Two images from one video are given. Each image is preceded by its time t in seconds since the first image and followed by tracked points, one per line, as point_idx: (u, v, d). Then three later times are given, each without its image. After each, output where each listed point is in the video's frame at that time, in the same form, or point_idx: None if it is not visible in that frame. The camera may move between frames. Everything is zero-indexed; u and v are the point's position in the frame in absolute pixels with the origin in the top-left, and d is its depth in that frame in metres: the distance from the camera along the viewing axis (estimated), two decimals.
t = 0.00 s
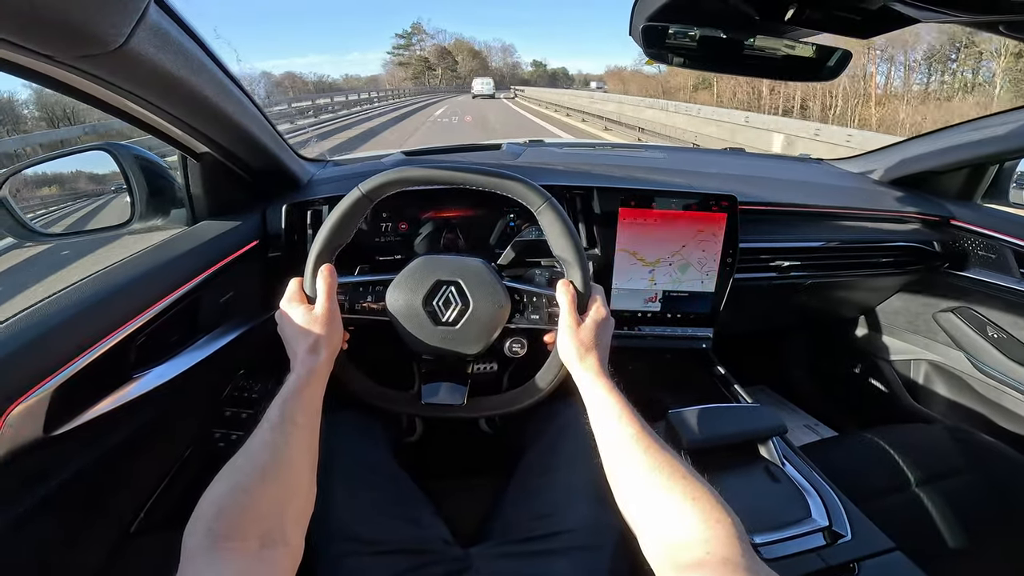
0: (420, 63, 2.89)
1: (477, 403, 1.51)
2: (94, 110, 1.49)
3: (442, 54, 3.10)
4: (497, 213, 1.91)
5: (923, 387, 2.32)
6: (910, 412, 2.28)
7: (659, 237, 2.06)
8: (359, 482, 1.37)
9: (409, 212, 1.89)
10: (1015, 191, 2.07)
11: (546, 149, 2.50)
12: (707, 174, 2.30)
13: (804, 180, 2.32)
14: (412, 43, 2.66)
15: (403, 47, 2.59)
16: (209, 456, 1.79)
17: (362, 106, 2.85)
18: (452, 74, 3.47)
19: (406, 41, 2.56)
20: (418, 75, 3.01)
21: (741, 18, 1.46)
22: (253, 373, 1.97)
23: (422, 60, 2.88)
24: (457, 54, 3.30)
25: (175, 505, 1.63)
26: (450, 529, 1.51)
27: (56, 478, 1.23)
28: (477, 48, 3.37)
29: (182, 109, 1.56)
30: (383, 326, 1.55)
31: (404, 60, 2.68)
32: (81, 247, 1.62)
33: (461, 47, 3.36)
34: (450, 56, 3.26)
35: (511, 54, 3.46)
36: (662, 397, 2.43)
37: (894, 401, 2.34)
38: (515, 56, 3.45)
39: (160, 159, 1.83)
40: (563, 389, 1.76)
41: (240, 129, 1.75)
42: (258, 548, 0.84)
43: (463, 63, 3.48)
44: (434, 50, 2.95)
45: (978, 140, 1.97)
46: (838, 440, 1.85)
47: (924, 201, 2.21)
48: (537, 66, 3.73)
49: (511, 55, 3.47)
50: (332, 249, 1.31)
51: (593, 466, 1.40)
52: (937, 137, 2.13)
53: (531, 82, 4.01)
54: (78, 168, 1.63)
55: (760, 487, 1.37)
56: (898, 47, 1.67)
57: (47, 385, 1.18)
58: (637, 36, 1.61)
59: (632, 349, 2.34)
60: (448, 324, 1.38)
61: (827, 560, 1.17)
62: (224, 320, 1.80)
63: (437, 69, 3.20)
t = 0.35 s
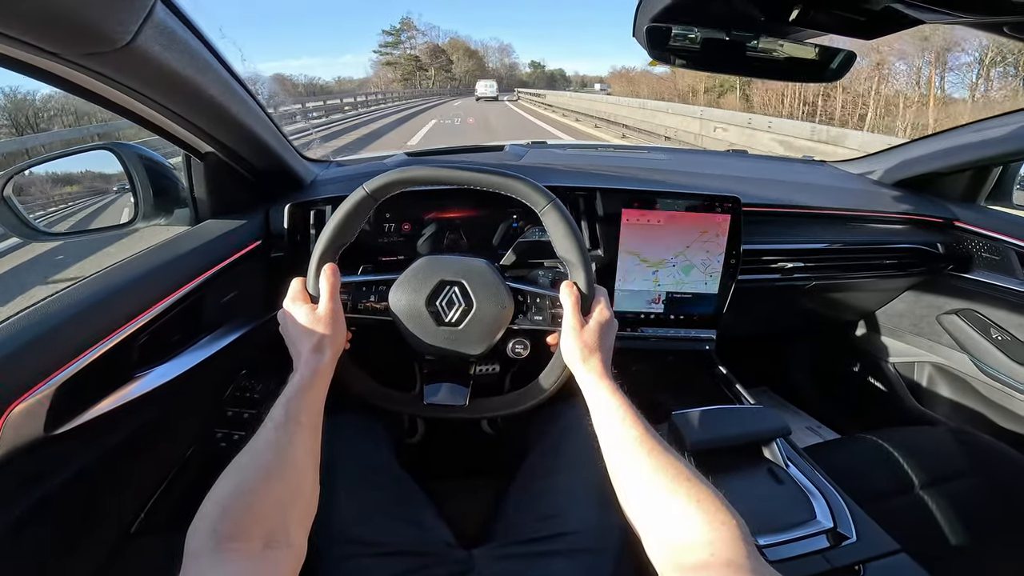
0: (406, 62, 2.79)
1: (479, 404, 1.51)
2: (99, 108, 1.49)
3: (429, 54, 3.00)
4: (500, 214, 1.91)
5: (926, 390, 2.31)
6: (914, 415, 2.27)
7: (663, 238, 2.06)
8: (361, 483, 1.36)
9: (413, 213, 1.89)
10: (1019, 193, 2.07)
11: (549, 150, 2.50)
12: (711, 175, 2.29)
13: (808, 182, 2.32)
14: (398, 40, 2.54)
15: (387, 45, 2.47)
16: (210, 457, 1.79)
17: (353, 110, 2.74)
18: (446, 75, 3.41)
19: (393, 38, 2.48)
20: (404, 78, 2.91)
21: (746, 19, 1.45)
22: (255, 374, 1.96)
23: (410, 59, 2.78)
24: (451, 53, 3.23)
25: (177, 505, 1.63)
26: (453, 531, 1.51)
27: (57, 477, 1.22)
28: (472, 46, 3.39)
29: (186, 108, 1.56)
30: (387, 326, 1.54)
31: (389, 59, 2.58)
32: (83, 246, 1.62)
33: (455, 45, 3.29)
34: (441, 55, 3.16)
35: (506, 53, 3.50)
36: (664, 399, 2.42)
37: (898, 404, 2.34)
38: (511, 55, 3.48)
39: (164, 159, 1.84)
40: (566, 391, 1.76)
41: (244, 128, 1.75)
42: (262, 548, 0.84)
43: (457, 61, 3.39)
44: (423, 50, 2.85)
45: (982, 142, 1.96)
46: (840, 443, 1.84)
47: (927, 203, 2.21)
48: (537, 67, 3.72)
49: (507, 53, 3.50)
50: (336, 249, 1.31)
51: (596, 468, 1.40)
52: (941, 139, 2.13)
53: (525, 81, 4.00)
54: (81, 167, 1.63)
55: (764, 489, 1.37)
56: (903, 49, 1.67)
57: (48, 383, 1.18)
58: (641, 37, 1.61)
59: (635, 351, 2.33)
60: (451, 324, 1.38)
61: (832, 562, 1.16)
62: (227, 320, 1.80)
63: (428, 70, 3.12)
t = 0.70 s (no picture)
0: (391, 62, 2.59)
1: (481, 404, 1.51)
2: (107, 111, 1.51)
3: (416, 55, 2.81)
4: (502, 215, 1.92)
5: (928, 391, 2.31)
6: (915, 416, 2.27)
7: (665, 239, 2.07)
8: (365, 482, 1.37)
9: (415, 214, 1.90)
10: (1020, 195, 2.07)
11: (551, 151, 2.50)
12: (713, 176, 2.30)
13: (810, 183, 2.33)
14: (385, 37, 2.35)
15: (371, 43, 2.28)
16: (214, 456, 1.80)
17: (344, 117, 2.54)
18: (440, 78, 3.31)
19: (379, 34, 2.29)
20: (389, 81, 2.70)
21: (748, 21, 1.46)
22: (258, 374, 1.97)
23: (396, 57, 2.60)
24: (444, 51, 3.08)
25: (181, 504, 1.64)
26: (455, 530, 1.52)
27: (64, 475, 1.23)
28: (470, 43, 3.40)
29: (193, 109, 1.58)
30: (389, 326, 1.55)
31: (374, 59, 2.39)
32: (89, 246, 1.63)
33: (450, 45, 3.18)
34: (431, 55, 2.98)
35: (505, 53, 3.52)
36: (665, 400, 2.43)
37: (901, 406, 2.34)
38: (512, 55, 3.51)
39: (171, 161, 1.86)
40: (569, 391, 1.77)
41: (250, 130, 1.77)
42: (267, 543, 0.85)
43: (453, 61, 3.34)
44: (412, 47, 2.66)
45: (983, 143, 1.97)
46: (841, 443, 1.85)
47: (929, 204, 2.21)
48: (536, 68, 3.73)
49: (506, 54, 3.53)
50: (341, 248, 1.32)
51: (598, 467, 1.40)
52: (942, 140, 2.13)
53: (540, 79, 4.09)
54: (88, 168, 1.65)
55: (765, 488, 1.37)
56: (904, 51, 1.67)
57: (57, 381, 1.19)
58: (643, 39, 1.62)
59: (636, 352, 2.34)
60: (454, 324, 1.39)
61: (832, 561, 1.17)
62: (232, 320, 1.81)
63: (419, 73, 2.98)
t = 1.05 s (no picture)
0: (370, 59, 2.38)
1: (481, 404, 1.51)
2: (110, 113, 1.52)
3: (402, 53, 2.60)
4: (503, 215, 1.92)
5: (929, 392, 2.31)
6: (916, 417, 2.27)
7: (665, 240, 2.07)
8: (365, 482, 1.38)
9: (417, 214, 1.90)
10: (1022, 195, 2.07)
11: (552, 152, 2.50)
12: (715, 177, 2.30)
13: (811, 184, 2.32)
14: (360, 30, 2.15)
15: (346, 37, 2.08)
16: (215, 456, 1.80)
17: (330, 119, 2.34)
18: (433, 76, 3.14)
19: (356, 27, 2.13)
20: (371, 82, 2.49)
21: (749, 21, 1.46)
22: (260, 374, 1.98)
23: (376, 53, 2.39)
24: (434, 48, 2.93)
25: (183, 504, 1.65)
26: (455, 530, 1.52)
27: (66, 475, 1.24)
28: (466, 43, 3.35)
29: (196, 109, 1.58)
30: (390, 326, 1.55)
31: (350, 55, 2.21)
32: (91, 247, 1.64)
33: (442, 42, 3.09)
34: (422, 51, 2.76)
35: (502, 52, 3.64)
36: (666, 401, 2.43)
37: (902, 407, 2.34)
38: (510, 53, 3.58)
39: (173, 162, 1.86)
40: (569, 391, 1.77)
41: (252, 130, 1.77)
42: (266, 542, 0.85)
43: (443, 57, 3.19)
44: (396, 43, 2.47)
45: (985, 144, 1.97)
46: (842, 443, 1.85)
47: (931, 204, 2.21)
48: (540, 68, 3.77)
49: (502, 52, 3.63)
50: (343, 249, 1.33)
51: (598, 467, 1.41)
52: (944, 141, 2.13)
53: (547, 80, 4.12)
54: (91, 169, 1.65)
55: (766, 489, 1.37)
56: (907, 50, 1.67)
57: (59, 381, 1.19)
58: (644, 39, 1.62)
59: (638, 353, 2.34)
60: (454, 324, 1.39)
61: (833, 561, 1.17)
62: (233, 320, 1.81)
63: (408, 70, 2.74)
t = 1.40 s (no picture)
0: (342, 54, 2.31)
1: (481, 407, 1.51)
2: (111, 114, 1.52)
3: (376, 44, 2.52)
4: (504, 217, 1.91)
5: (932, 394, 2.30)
6: (921, 420, 2.25)
7: (666, 242, 2.06)
8: (364, 484, 1.37)
9: (416, 216, 1.89)
10: None
11: (552, 153, 2.49)
12: (715, 178, 2.29)
13: (812, 185, 2.31)
14: (332, 22, 2.07)
15: (317, 32, 1.99)
16: (214, 458, 1.80)
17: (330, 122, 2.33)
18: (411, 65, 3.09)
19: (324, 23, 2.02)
20: (348, 79, 2.46)
21: (750, 22, 1.45)
22: (259, 376, 1.98)
23: (349, 47, 2.32)
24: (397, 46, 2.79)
25: (182, 506, 1.64)
26: (455, 533, 1.51)
27: (63, 477, 1.23)
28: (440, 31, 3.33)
29: (195, 111, 1.58)
30: (390, 327, 1.55)
31: (322, 51, 2.11)
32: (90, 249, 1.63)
33: (428, 35, 3.32)
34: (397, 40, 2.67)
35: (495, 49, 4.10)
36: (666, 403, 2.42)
37: (905, 410, 2.33)
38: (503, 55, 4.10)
39: (173, 163, 1.86)
40: (570, 393, 1.76)
41: (252, 131, 1.77)
42: (264, 545, 0.84)
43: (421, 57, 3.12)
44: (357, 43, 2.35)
45: (987, 145, 1.96)
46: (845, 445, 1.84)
47: (933, 206, 2.20)
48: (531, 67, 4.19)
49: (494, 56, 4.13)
50: (343, 250, 1.32)
51: (599, 470, 1.40)
52: (946, 141, 2.12)
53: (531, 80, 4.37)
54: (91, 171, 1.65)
55: (768, 492, 1.36)
56: (909, 50, 1.66)
57: (56, 382, 1.19)
58: (645, 40, 1.62)
59: (639, 354, 2.34)
60: (454, 327, 1.38)
61: (836, 565, 1.16)
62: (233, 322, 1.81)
63: (382, 65, 2.73)
